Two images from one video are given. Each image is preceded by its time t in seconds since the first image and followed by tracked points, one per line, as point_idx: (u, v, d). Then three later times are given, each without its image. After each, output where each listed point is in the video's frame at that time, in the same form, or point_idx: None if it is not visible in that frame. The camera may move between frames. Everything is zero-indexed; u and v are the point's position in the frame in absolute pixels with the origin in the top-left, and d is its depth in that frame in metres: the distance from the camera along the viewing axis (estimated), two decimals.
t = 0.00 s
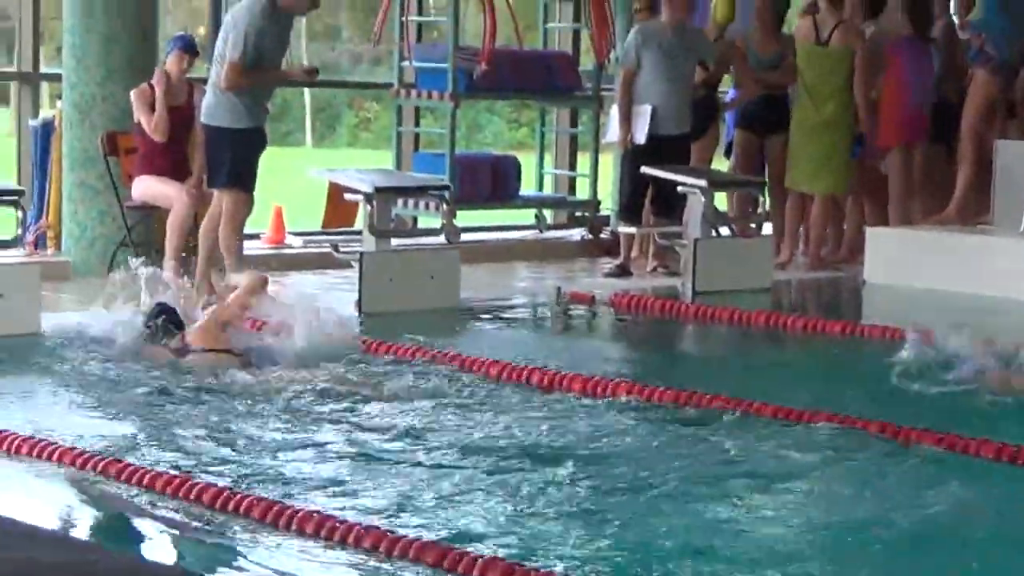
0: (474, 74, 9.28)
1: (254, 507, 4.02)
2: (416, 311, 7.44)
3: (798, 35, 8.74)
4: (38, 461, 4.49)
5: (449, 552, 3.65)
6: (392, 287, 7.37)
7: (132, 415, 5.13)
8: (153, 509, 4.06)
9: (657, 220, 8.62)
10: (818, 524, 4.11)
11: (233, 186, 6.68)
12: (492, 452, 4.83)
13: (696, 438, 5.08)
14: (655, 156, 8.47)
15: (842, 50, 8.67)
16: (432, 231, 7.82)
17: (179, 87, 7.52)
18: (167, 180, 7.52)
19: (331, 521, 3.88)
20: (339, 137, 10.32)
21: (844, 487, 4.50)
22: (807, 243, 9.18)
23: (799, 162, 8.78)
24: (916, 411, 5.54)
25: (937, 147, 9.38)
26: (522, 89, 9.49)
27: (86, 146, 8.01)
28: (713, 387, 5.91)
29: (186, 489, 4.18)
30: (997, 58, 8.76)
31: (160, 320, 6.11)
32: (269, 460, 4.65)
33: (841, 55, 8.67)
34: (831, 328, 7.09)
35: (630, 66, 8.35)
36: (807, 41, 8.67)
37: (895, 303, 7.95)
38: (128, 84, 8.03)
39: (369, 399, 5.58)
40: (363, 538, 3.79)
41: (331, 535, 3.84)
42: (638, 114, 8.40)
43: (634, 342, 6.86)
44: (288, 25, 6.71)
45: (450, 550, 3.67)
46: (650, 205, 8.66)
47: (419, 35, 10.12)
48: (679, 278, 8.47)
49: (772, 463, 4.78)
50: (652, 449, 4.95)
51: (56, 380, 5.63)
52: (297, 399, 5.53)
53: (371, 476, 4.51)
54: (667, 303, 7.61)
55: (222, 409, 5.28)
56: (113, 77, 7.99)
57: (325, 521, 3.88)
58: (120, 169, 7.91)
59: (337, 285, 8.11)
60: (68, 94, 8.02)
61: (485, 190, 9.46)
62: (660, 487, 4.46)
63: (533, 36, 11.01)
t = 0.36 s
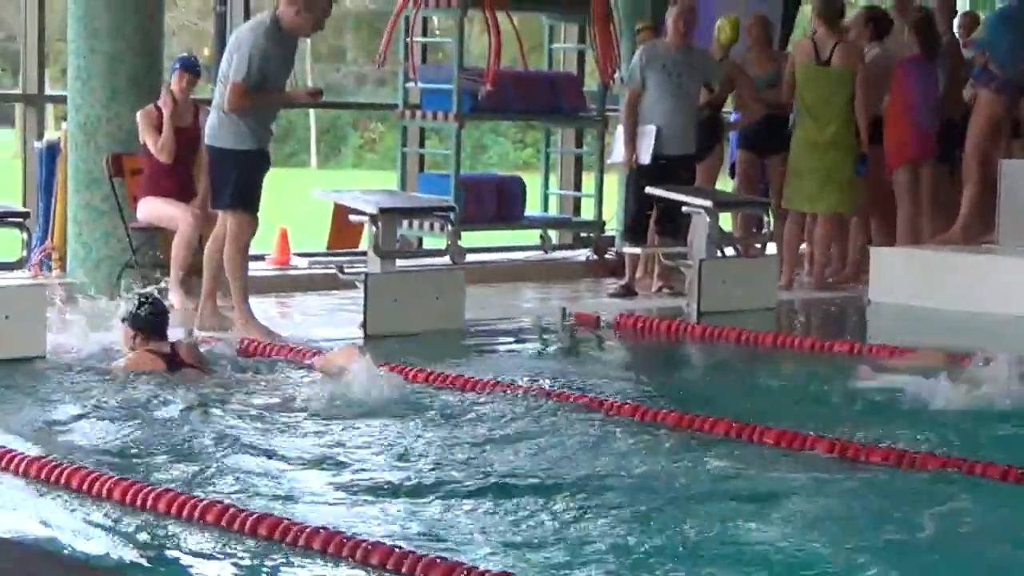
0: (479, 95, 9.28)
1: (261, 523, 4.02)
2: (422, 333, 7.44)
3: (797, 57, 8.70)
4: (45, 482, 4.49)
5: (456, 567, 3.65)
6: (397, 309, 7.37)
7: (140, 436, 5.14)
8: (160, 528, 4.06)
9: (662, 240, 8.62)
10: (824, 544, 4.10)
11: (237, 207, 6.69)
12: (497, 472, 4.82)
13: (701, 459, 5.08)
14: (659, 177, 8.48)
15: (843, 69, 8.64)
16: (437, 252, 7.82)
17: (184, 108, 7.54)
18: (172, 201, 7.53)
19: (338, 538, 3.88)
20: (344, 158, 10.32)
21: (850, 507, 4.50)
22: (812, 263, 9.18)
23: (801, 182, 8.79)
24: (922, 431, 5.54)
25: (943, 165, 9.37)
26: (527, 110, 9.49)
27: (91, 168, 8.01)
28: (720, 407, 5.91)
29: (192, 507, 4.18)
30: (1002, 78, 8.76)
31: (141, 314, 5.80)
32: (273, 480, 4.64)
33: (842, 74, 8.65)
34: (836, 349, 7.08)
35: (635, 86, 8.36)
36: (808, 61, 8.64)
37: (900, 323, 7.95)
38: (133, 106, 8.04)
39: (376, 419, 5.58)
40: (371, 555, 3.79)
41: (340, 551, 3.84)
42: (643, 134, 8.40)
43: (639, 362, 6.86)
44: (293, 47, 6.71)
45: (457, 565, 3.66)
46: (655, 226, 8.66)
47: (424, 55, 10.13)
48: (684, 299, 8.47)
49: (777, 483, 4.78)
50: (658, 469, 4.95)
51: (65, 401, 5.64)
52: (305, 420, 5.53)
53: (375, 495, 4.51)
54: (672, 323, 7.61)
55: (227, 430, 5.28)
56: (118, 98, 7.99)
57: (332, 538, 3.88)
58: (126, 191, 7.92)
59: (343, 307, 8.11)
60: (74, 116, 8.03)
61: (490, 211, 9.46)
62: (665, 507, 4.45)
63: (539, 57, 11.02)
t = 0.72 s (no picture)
0: (473, 103, 9.29)
1: (257, 536, 4.02)
2: (415, 341, 7.44)
3: (781, 66, 8.63)
4: (42, 493, 4.49)
5: None
6: (392, 317, 7.37)
7: (138, 446, 5.13)
8: (155, 540, 4.06)
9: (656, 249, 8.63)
10: (818, 550, 4.11)
11: (231, 216, 6.69)
12: (493, 481, 4.81)
13: (696, 466, 5.08)
14: (653, 185, 8.49)
15: (826, 77, 8.58)
16: (431, 260, 7.82)
17: (180, 118, 7.56)
18: (165, 210, 7.54)
19: (333, 550, 3.88)
20: (338, 167, 10.33)
21: (844, 514, 4.50)
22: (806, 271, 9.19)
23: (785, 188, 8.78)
24: (917, 437, 5.54)
25: (938, 172, 9.37)
26: (521, 119, 9.49)
27: (85, 177, 8.02)
28: (715, 415, 5.91)
29: (189, 520, 4.18)
30: (996, 87, 8.76)
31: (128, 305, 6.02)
32: (271, 491, 4.64)
33: (825, 82, 8.59)
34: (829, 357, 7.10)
35: (629, 95, 8.38)
36: (792, 69, 8.58)
37: (893, 331, 7.95)
38: (127, 115, 8.04)
39: (375, 429, 5.57)
40: (367, 567, 3.79)
41: (335, 564, 3.83)
42: (636, 142, 8.41)
43: (634, 370, 6.86)
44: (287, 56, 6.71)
45: None
46: (650, 234, 8.67)
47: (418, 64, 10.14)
48: (678, 307, 8.48)
49: (772, 490, 4.78)
50: (654, 476, 4.95)
51: (64, 411, 5.64)
52: (303, 429, 5.52)
53: (372, 505, 4.51)
54: (666, 331, 7.62)
55: (225, 440, 5.28)
56: (112, 107, 8.00)
57: (327, 550, 3.88)
58: (119, 200, 7.91)
59: (337, 315, 8.12)
60: (68, 125, 8.04)
61: (484, 219, 9.47)
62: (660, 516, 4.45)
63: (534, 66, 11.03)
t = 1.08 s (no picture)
0: (475, 98, 9.28)
1: (258, 522, 4.02)
2: (416, 335, 7.45)
3: (779, 63, 8.65)
4: (41, 481, 4.49)
5: (452, 566, 3.65)
6: (392, 310, 7.37)
7: (137, 438, 5.13)
8: (156, 526, 4.06)
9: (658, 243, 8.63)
10: (822, 543, 4.11)
11: (234, 210, 6.68)
12: (494, 474, 4.81)
13: (696, 460, 5.08)
14: (655, 179, 8.49)
15: (825, 72, 8.59)
16: (433, 255, 7.82)
17: (181, 112, 7.56)
18: (167, 204, 7.54)
19: (334, 536, 3.88)
20: (339, 160, 10.32)
21: (847, 508, 4.50)
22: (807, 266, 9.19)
23: (782, 182, 8.77)
24: (917, 433, 5.54)
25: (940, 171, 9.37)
26: (522, 113, 9.49)
27: (87, 171, 8.01)
28: (716, 410, 5.91)
29: (189, 506, 4.18)
30: (998, 81, 8.77)
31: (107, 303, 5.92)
32: (271, 481, 4.64)
33: (824, 77, 8.60)
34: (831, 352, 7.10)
35: (631, 89, 8.36)
36: (790, 64, 8.58)
37: (894, 326, 7.95)
38: (128, 109, 8.04)
39: (375, 422, 5.57)
40: (368, 553, 3.79)
41: (335, 549, 3.84)
42: (639, 137, 8.42)
43: (635, 365, 6.86)
44: (290, 51, 6.72)
45: (454, 564, 3.66)
46: (651, 229, 8.67)
47: (420, 59, 10.14)
48: (679, 301, 8.48)
49: (774, 484, 4.78)
50: (654, 469, 4.95)
51: (65, 403, 5.64)
52: (303, 422, 5.51)
53: (371, 495, 4.50)
54: (668, 326, 7.62)
55: (226, 432, 5.27)
56: (113, 100, 8.00)
57: (328, 536, 3.89)
58: (121, 194, 7.92)
59: (338, 309, 8.11)
60: (69, 118, 8.04)
61: (486, 213, 9.47)
62: (659, 508, 4.45)
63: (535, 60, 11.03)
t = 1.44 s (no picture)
0: (465, 92, 9.28)
1: (248, 521, 4.03)
2: (406, 329, 7.44)
3: (768, 59, 8.61)
4: (30, 478, 4.49)
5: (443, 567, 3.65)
6: (383, 305, 7.37)
7: (126, 434, 5.13)
8: (144, 525, 4.06)
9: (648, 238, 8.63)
10: (815, 539, 4.11)
11: (225, 203, 6.69)
12: (483, 470, 4.81)
13: (687, 455, 5.08)
14: (645, 174, 8.50)
15: (815, 68, 8.55)
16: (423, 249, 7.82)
17: (171, 107, 7.55)
18: (157, 198, 7.54)
19: (324, 535, 3.89)
20: (329, 155, 10.32)
21: (840, 504, 4.51)
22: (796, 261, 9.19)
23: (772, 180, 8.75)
24: (907, 429, 5.55)
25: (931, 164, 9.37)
26: (511, 107, 9.49)
27: (76, 165, 8.01)
28: (706, 404, 5.92)
29: (179, 504, 4.18)
30: (987, 77, 8.77)
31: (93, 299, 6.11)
32: (257, 477, 4.64)
33: (814, 73, 8.56)
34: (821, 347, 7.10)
35: (621, 83, 8.36)
36: (779, 61, 8.54)
37: (885, 321, 7.96)
38: (119, 103, 8.03)
39: (366, 418, 5.56)
40: (358, 554, 3.79)
41: (326, 549, 3.84)
42: (629, 132, 8.42)
43: (625, 359, 6.86)
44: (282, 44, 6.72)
45: (444, 565, 3.67)
46: (640, 223, 8.67)
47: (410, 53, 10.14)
48: (670, 296, 8.48)
49: (768, 479, 4.78)
50: (643, 465, 4.94)
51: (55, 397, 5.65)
52: (293, 418, 5.51)
53: (359, 492, 4.50)
54: (658, 321, 7.62)
55: (214, 427, 5.28)
56: (104, 95, 7.99)
57: (319, 535, 3.89)
58: (111, 188, 7.91)
59: (327, 303, 8.12)
60: (59, 112, 8.03)
61: (476, 207, 9.47)
62: (648, 504, 4.45)
63: (525, 54, 11.03)
